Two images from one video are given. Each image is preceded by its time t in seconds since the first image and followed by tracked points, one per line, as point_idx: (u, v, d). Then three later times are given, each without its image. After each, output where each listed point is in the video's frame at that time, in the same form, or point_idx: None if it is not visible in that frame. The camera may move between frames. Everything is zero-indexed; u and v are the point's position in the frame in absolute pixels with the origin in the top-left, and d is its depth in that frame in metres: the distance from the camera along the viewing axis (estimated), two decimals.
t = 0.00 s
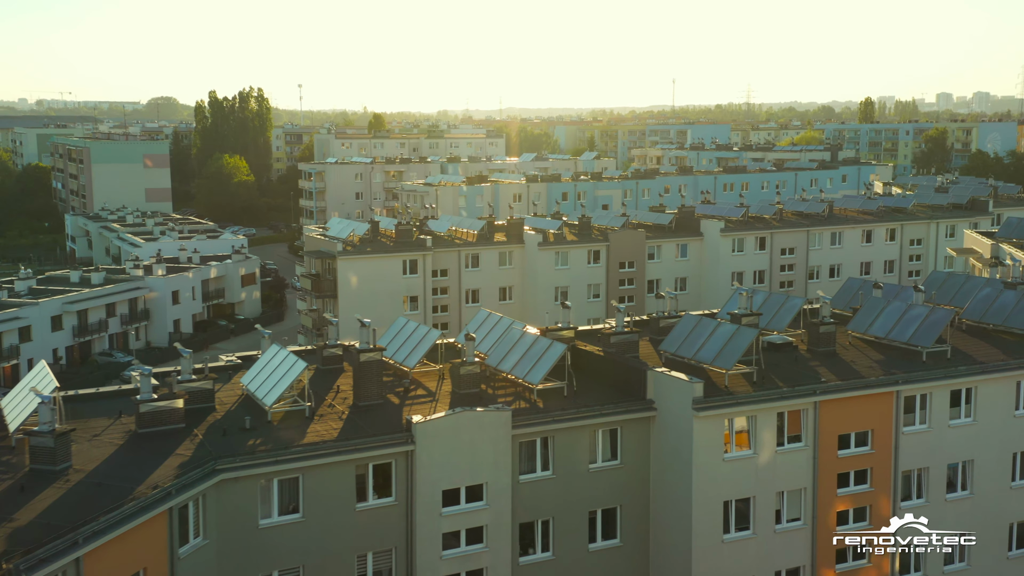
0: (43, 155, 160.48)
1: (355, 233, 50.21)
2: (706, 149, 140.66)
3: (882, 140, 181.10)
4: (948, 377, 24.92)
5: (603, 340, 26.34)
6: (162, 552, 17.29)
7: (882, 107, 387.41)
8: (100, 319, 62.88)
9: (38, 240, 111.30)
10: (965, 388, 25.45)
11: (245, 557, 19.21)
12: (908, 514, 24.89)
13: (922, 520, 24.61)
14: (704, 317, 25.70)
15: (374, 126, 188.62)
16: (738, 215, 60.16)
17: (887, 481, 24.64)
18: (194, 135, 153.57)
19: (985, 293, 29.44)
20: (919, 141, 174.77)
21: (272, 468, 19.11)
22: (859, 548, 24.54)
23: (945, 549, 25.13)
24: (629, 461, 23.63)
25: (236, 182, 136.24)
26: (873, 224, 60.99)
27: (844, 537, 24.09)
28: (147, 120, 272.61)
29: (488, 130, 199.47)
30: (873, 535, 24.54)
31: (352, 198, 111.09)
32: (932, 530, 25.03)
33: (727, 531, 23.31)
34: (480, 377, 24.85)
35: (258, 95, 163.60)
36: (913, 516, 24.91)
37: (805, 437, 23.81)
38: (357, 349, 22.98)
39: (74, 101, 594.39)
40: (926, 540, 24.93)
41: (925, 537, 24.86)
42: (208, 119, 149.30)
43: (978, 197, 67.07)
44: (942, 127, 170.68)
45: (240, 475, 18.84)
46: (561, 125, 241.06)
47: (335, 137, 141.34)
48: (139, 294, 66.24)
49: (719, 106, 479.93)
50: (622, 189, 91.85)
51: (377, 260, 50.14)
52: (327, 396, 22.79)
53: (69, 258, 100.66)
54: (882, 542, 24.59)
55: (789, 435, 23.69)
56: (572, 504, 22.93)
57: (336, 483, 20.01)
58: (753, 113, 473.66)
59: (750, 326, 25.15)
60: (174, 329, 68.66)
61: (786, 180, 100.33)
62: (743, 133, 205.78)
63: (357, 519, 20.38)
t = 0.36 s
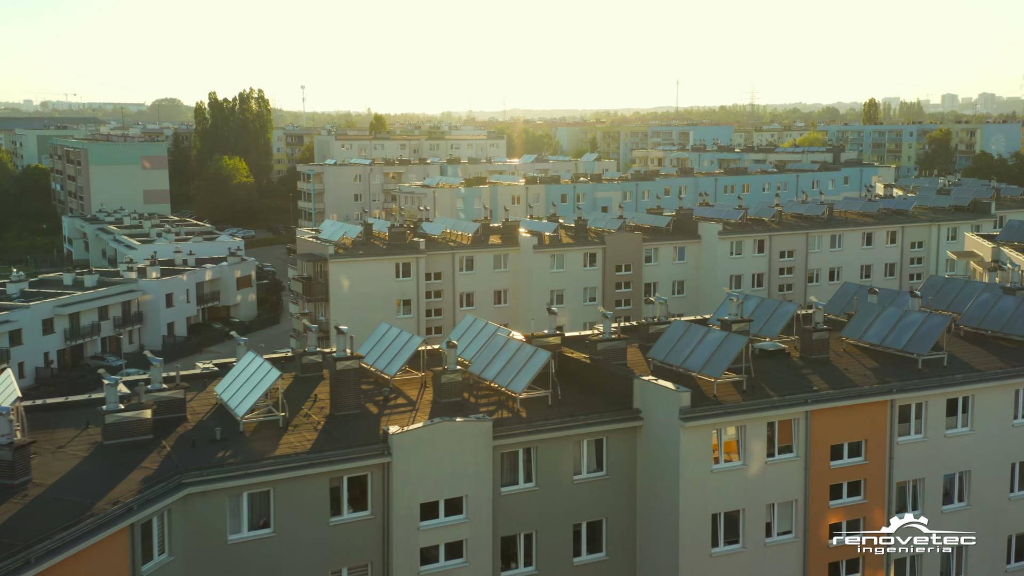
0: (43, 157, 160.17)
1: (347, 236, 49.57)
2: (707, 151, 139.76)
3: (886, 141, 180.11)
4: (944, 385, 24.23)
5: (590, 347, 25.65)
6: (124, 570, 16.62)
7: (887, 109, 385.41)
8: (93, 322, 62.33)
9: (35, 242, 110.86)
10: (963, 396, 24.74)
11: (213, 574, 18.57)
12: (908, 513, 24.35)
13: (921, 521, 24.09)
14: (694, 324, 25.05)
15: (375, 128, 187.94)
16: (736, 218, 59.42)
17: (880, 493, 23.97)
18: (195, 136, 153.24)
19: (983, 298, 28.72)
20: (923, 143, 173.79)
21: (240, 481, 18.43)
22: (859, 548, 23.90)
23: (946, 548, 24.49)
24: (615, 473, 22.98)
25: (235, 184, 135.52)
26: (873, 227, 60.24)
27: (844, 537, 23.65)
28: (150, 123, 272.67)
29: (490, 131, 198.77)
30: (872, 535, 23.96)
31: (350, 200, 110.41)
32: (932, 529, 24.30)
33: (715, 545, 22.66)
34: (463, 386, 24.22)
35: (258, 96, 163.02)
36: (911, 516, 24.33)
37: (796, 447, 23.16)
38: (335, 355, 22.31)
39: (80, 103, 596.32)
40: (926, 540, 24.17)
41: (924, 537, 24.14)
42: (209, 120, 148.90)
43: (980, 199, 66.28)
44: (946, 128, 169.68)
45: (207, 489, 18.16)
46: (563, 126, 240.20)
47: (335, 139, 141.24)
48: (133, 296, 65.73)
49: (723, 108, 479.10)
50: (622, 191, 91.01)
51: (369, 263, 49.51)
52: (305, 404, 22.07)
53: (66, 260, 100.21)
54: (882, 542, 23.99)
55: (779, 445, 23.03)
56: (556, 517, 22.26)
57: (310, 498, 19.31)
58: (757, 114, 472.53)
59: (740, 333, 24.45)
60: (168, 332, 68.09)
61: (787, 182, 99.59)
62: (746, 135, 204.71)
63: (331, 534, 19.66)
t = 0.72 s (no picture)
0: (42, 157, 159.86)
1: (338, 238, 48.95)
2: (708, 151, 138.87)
3: (888, 141, 179.16)
4: (938, 394, 23.57)
5: (575, 354, 24.96)
6: None
7: (891, 108, 384.14)
8: (83, 325, 61.72)
9: (32, 244, 110.43)
10: (958, 404, 24.07)
11: None
12: (907, 514, 23.90)
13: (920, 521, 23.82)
14: (681, 330, 24.40)
15: (375, 128, 187.36)
16: (733, 219, 58.73)
17: (873, 505, 23.33)
18: (194, 137, 152.81)
19: (980, 303, 28.04)
20: (925, 143, 172.93)
21: (205, 495, 17.78)
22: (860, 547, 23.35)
23: (947, 548, 24.07)
24: (598, 484, 22.32)
25: (233, 185, 135.08)
26: (872, 228, 59.51)
27: (845, 536, 23.16)
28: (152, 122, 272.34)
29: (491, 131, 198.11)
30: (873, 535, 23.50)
31: (348, 201, 109.79)
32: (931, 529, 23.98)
33: (702, 559, 21.99)
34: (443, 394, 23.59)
35: (257, 96, 162.64)
36: (912, 516, 23.90)
37: (785, 457, 22.50)
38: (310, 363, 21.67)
39: (84, 103, 597.00)
40: (926, 540, 23.85)
41: (924, 537, 23.86)
42: (208, 121, 148.44)
43: (981, 200, 65.49)
44: (949, 129, 168.77)
45: (170, 504, 17.52)
46: (564, 126, 239.49)
47: (334, 139, 141.12)
48: (124, 298, 65.15)
49: (726, 108, 478.05)
50: (620, 192, 90.22)
51: (360, 265, 48.87)
52: (278, 413, 21.41)
53: (61, 262, 99.70)
54: (882, 542, 23.52)
55: (768, 455, 22.37)
56: (537, 530, 21.60)
57: (280, 511, 18.66)
58: (759, 114, 471.59)
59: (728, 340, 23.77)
60: (160, 334, 67.53)
61: (788, 183, 98.81)
62: (748, 135, 203.76)
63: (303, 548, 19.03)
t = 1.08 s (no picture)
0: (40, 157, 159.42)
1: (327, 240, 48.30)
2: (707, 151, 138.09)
3: (890, 141, 178.39)
4: (931, 402, 22.89)
5: (558, 360, 24.32)
6: None
7: (894, 109, 383.76)
8: (74, 327, 61.18)
9: (28, 245, 109.94)
10: (952, 413, 23.39)
11: None
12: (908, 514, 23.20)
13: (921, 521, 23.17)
14: (667, 336, 23.77)
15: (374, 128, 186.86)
16: (730, 221, 58.06)
17: (864, 516, 22.65)
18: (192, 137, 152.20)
19: (975, 308, 27.39)
20: (928, 143, 172.25)
21: (167, 509, 17.14)
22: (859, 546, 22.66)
23: (947, 548, 23.41)
24: (580, 495, 21.66)
25: (231, 186, 134.50)
26: (871, 230, 58.79)
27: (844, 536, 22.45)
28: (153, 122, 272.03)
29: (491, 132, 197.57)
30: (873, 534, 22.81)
31: (345, 201, 109.21)
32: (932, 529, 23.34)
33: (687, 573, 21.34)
34: (422, 402, 22.97)
35: (257, 96, 162.16)
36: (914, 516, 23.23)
37: (773, 468, 21.84)
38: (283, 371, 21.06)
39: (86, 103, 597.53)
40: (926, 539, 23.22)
41: (924, 537, 23.24)
42: (206, 121, 147.86)
43: (982, 201, 64.75)
44: (951, 129, 168.11)
45: (131, 518, 16.88)
46: (565, 127, 238.96)
47: (333, 139, 140.39)
48: (116, 300, 64.57)
49: (728, 109, 477.19)
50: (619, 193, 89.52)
51: (350, 267, 48.22)
52: (250, 423, 20.77)
53: (57, 262, 99.26)
54: (881, 541, 22.85)
55: (755, 466, 21.71)
56: (517, 543, 20.94)
57: (246, 526, 18.00)
58: (761, 114, 470.89)
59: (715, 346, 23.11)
60: (152, 336, 66.96)
61: (788, 183, 98.13)
62: (750, 135, 203.06)
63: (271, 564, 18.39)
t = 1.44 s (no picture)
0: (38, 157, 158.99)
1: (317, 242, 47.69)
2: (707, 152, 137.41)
3: (892, 142, 177.46)
4: (924, 412, 22.23)
5: (540, 367, 23.68)
6: None
7: (898, 109, 382.62)
8: (64, 329, 60.62)
9: (24, 246, 109.44)
10: (946, 423, 22.72)
11: None
12: (909, 514, 22.59)
13: (920, 521, 22.61)
14: (651, 343, 23.15)
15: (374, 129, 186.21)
16: (726, 223, 57.38)
17: (855, 529, 22.00)
18: (191, 137, 151.64)
19: (971, 313, 26.75)
20: (930, 144, 171.39)
21: (127, 524, 16.52)
22: (860, 547, 22.06)
23: (947, 548, 22.85)
24: (561, 507, 21.03)
25: (230, 186, 133.92)
26: (869, 232, 58.11)
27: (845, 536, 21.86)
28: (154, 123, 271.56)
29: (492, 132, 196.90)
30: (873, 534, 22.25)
31: (342, 202, 108.64)
32: (932, 529, 22.75)
33: None
34: (399, 411, 22.34)
35: (256, 96, 161.36)
36: (914, 515, 22.65)
37: (760, 479, 21.21)
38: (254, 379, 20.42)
39: (88, 103, 597.90)
40: (925, 540, 22.67)
41: (923, 537, 22.69)
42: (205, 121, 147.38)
43: (982, 203, 64.06)
44: (953, 129, 167.32)
45: (88, 534, 16.26)
46: (566, 127, 238.27)
47: (331, 139, 139.65)
48: (107, 302, 64.04)
49: (732, 110, 476.47)
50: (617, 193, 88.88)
51: (340, 269, 47.61)
52: (219, 432, 20.13)
53: (52, 263, 98.70)
54: (881, 541, 22.35)
55: (741, 478, 21.06)
56: (494, 558, 20.30)
57: (210, 541, 17.36)
58: (764, 115, 469.36)
59: (699, 354, 22.42)
60: (144, 338, 66.40)
61: (789, 184, 97.49)
62: (752, 135, 202.22)
63: None
